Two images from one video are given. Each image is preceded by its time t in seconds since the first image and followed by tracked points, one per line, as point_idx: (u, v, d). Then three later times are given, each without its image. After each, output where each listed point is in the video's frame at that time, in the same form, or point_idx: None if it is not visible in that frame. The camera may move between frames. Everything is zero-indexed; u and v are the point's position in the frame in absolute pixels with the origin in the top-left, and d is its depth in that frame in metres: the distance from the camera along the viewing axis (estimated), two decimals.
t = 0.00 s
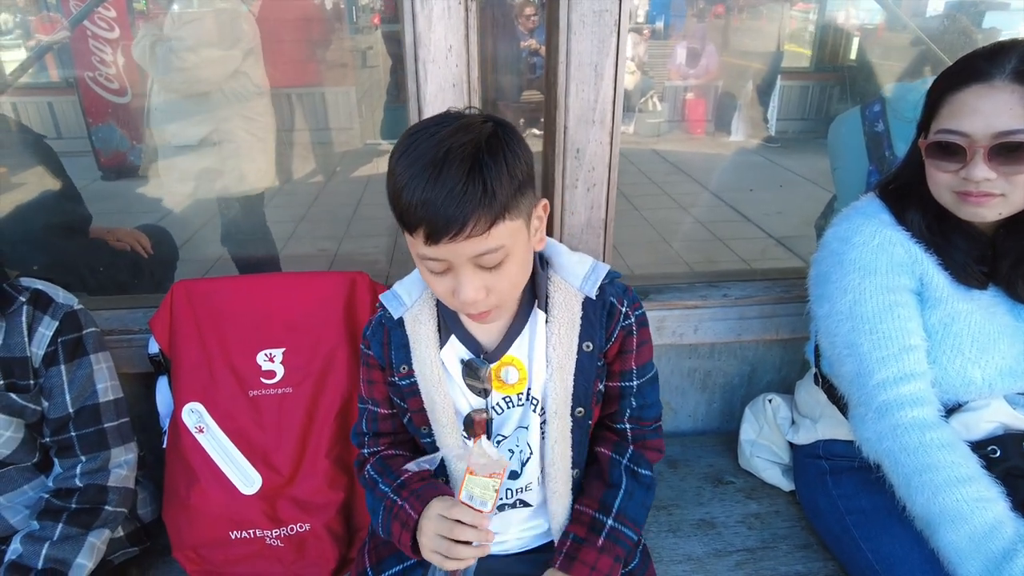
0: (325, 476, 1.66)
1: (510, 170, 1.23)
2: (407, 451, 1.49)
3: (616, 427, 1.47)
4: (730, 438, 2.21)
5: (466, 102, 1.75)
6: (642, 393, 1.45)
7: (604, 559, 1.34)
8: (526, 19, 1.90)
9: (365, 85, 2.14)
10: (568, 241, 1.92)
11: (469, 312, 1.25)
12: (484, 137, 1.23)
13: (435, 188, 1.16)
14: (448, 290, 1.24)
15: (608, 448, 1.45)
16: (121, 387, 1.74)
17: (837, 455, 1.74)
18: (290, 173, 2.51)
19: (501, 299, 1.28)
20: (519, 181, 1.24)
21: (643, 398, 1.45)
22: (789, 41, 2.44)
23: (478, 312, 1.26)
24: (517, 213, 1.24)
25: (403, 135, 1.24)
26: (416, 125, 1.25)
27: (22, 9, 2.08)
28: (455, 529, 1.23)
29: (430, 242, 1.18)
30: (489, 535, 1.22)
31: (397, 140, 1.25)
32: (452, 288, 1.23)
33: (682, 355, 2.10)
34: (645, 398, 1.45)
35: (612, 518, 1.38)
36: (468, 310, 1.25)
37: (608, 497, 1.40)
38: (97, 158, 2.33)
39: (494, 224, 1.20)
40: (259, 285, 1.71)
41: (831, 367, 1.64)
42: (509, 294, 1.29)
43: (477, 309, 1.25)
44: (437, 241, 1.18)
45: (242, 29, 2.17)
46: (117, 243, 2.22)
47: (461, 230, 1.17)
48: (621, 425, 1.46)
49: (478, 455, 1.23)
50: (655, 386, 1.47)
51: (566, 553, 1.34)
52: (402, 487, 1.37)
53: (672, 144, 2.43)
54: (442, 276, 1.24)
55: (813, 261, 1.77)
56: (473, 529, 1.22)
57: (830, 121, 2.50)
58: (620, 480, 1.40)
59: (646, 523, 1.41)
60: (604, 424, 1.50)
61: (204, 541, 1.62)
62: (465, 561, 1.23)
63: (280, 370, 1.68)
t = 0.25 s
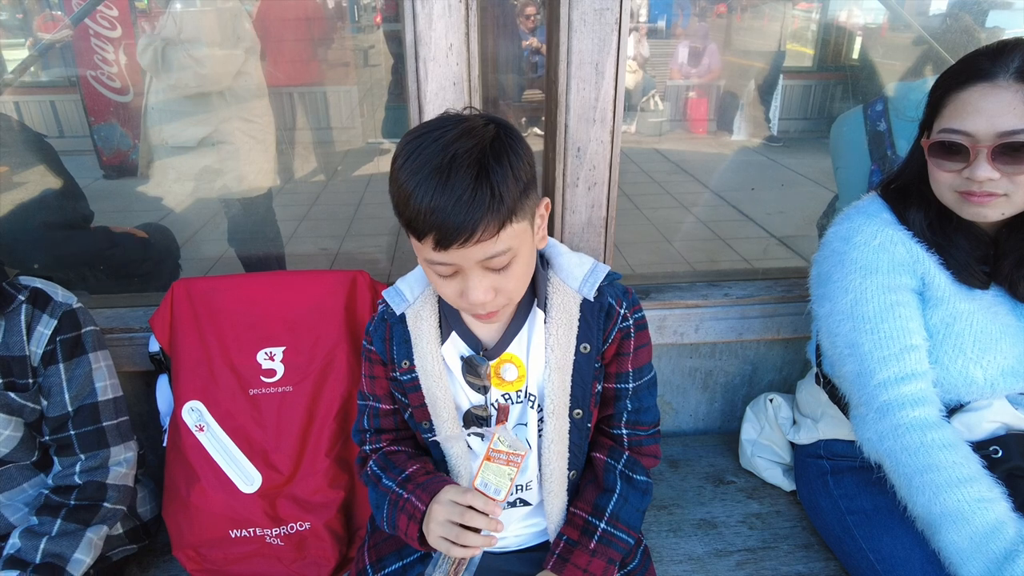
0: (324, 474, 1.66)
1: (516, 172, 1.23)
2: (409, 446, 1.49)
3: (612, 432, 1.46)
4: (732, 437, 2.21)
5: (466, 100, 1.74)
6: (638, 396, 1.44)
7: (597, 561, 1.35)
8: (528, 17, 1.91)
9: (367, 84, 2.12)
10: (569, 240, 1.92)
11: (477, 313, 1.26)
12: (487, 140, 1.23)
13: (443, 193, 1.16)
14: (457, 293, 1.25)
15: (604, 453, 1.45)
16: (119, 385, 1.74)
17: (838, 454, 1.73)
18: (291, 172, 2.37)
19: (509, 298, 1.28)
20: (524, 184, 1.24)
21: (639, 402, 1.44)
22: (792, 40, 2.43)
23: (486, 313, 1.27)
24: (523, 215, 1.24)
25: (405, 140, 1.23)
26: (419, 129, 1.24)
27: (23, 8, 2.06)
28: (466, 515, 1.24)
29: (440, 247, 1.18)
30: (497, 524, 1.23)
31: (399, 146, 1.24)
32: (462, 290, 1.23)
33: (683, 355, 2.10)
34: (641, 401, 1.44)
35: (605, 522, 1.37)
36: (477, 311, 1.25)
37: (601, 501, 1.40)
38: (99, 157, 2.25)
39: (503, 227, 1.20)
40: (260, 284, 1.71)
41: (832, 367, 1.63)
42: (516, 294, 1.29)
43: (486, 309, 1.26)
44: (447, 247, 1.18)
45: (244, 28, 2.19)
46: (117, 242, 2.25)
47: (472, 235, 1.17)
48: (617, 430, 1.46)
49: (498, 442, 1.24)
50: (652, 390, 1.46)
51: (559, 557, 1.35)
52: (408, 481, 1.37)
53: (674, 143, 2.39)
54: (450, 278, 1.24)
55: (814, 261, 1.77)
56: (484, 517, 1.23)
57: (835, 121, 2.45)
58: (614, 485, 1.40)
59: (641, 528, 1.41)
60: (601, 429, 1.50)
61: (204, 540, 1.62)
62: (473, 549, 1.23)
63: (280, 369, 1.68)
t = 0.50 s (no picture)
0: (323, 475, 1.66)
1: (528, 170, 1.23)
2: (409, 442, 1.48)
3: (611, 432, 1.46)
4: (731, 438, 2.21)
5: (465, 102, 1.74)
6: (637, 396, 1.45)
7: (597, 560, 1.35)
8: (529, 18, 1.90)
9: (369, 84, 2.12)
10: (568, 241, 1.92)
11: (485, 309, 1.25)
12: (500, 137, 1.23)
13: (458, 188, 1.16)
14: (465, 288, 1.24)
15: (603, 452, 1.45)
16: (117, 386, 1.74)
17: (837, 456, 1.73)
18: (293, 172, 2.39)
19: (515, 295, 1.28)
20: (535, 181, 1.25)
21: (638, 403, 1.44)
22: (794, 40, 2.42)
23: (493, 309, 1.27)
24: (533, 212, 1.25)
25: (417, 135, 1.23)
26: (430, 126, 1.24)
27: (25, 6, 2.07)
28: (467, 509, 1.24)
29: (451, 242, 1.18)
30: (497, 519, 1.23)
31: (411, 141, 1.24)
32: (470, 286, 1.23)
33: (683, 356, 2.10)
34: (640, 402, 1.45)
35: (605, 520, 1.37)
36: (484, 307, 1.25)
37: (601, 499, 1.40)
38: (101, 156, 2.26)
39: (515, 223, 1.20)
40: (260, 285, 1.71)
41: (832, 369, 1.63)
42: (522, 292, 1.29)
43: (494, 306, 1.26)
44: (459, 242, 1.18)
45: (246, 29, 2.19)
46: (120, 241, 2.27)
47: (484, 231, 1.17)
48: (616, 431, 1.45)
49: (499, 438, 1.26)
50: (650, 391, 1.46)
51: (560, 556, 1.34)
52: (408, 475, 1.37)
53: (676, 143, 2.39)
54: (458, 274, 1.24)
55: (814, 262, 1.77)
56: (484, 511, 1.23)
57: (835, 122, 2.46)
58: (614, 482, 1.40)
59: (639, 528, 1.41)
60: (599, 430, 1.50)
61: (204, 540, 1.62)
62: (473, 543, 1.23)
63: (279, 370, 1.68)
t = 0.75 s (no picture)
0: (323, 475, 1.65)
1: (535, 167, 1.24)
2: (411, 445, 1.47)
3: (611, 436, 1.45)
4: (732, 439, 2.20)
5: (465, 101, 1.74)
6: (637, 400, 1.44)
7: (594, 563, 1.35)
8: (530, 17, 1.90)
9: (370, 84, 2.12)
10: (568, 241, 1.91)
11: (487, 307, 1.24)
12: (508, 134, 1.24)
13: (465, 181, 1.16)
14: (468, 286, 1.23)
15: (603, 456, 1.44)
16: (117, 386, 1.74)
17: (838, 457, 1.73)
18: (294, 171, 2.37)
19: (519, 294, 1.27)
20: (542, 178, 1.25)
21: (638, 406, 1.44)
22: (796, 40, 2.41)
23: (497, 309, 1.25)
24: (539, 208, 1.25)
25: (426, 131, 1.24)
26: (439, 121, 1.25)
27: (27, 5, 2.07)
28: (459, 512, 1.23)
29: (457, 234, 1.17)
30: (491, 518, 1.21)
31: (419, 137, 1.25)
32: (473, 283, 1.22)
33: (683, 356, 2.09)
34: (640, 405, 1.44)
35: (603, 523, 1.37)
36: (487, 305, 1.23)
37: (599, 502, 1.39)
38: (102, 155, 2.25)
39: (521, 219, 1.20)
40: (260, 284, 1.71)
41: (833, 370, 1.62)
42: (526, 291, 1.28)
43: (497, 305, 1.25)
44: (464, 235, 1.17)
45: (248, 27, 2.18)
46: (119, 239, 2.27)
47: (490, 223, 1.16)
48: (616, 434, 1.45)
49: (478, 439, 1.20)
50: (651, 395, 1.46)
51: (557, 558, 1.35)
52: (405, 477, 1.36)
53: (677, 143, 2.38)
54: (462, 270, 1.23)
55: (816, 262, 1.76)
56: (477, 513, 1.22)
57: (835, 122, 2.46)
58: (612, 486, 1.40)
59: (638, 531, 1.40)
60: (599, 432, 1.49)
61: (203, 540, 1.62)
62: (470, 544, 1.22)
63: (279, 369, 1.67)
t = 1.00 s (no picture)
0: (322, 473, 1.65)
1: (526, 168, 1.25)
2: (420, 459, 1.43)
3: (609, 438, 1.45)
4: (732, 437, 2.20)
5: (464, 99, 1.74)
6: (636, 401, 1.44)
7: (591, 566, 1.35)
8: (531, 16, 1.87)
9: (371, 82, 2.10)
10: (568, 239, 1.91)
11: (481, 310, 1.22)
12: (499, 138, 1.27)
13: (456, 180, 1.18)
14: (462, 289, 1.22)
15: (601, 459, 1.44)
16: (115, 384, 1.74)
17: (838, 456, 1.72)
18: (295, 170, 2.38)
19: (514, 296, 1.25)
20: (534, 181, 1.26)
21: (637, 407, 1.44)
22: (798, 37, 2.44)
23: (492, 311, 1.24)
24: (531, 209, 1.25)
25: (418, 138, 1.26)
26: (431, 129, 1.28)
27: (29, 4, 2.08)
28: (412, 480, 1.21)
29: (449, 234, 1.17)
30: (448, 485, 1.19)
31: (411, 145, 1.27)
32: (467, 285, 1.21)
33: (683, 354, 2.09)
34: (639, 407, 1.45)
35: (600, 527, 1.37)
36: (481, 308, 1.22)
37: (597, 505, 1.39)
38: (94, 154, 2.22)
39: (513, 217, 1.20)
40: (259, 282, 1.71)
41: (834, 368, 1.62)
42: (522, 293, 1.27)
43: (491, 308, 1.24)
44: (456, 234, 1.17)
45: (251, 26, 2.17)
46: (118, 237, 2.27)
47: (482, 221, 1.17)
48: (615, 437, 1.44)
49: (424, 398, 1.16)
50: (650, 397, 1.46)
51: (554, 561, 1.35)
52: (380, 465, 1.39)
53: (677, 141, 2.36)
54: (455, 272, 1.22)
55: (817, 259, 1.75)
56: (432, 481, 1.19)
57: (838, 120, 2.43)
58: (611, 488, 1.40)
59: (637, 535, 1.40)
60: (598, 436, 1.48)
61: (202, 538, 1.62)
62: (428, 514, 1.21)
63: (278, 368, 1.67)
